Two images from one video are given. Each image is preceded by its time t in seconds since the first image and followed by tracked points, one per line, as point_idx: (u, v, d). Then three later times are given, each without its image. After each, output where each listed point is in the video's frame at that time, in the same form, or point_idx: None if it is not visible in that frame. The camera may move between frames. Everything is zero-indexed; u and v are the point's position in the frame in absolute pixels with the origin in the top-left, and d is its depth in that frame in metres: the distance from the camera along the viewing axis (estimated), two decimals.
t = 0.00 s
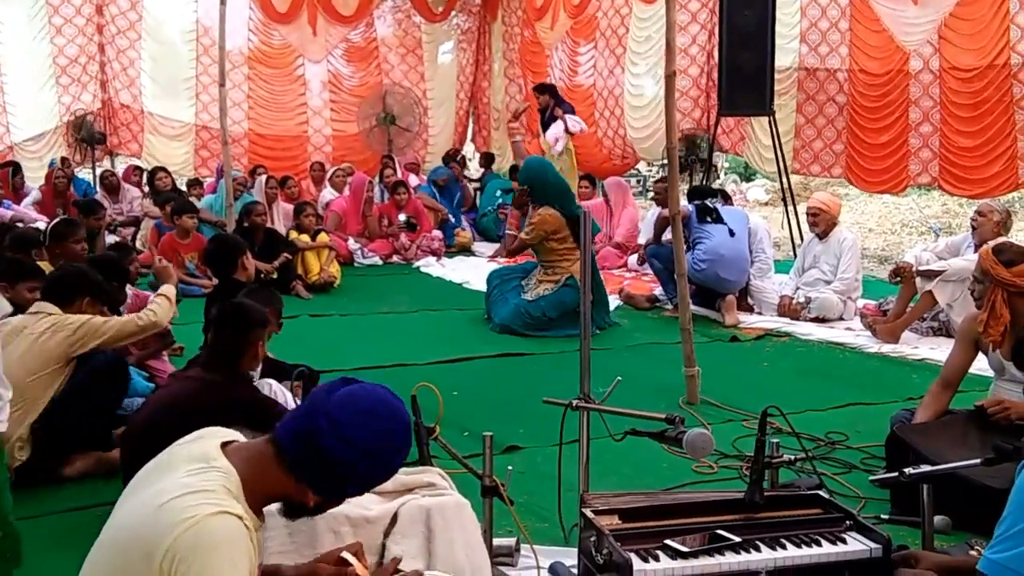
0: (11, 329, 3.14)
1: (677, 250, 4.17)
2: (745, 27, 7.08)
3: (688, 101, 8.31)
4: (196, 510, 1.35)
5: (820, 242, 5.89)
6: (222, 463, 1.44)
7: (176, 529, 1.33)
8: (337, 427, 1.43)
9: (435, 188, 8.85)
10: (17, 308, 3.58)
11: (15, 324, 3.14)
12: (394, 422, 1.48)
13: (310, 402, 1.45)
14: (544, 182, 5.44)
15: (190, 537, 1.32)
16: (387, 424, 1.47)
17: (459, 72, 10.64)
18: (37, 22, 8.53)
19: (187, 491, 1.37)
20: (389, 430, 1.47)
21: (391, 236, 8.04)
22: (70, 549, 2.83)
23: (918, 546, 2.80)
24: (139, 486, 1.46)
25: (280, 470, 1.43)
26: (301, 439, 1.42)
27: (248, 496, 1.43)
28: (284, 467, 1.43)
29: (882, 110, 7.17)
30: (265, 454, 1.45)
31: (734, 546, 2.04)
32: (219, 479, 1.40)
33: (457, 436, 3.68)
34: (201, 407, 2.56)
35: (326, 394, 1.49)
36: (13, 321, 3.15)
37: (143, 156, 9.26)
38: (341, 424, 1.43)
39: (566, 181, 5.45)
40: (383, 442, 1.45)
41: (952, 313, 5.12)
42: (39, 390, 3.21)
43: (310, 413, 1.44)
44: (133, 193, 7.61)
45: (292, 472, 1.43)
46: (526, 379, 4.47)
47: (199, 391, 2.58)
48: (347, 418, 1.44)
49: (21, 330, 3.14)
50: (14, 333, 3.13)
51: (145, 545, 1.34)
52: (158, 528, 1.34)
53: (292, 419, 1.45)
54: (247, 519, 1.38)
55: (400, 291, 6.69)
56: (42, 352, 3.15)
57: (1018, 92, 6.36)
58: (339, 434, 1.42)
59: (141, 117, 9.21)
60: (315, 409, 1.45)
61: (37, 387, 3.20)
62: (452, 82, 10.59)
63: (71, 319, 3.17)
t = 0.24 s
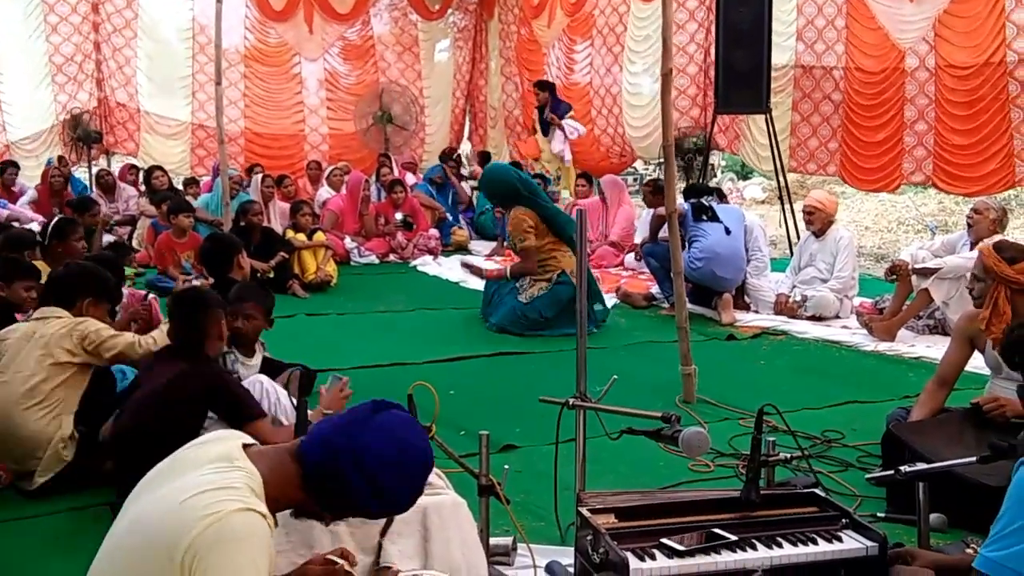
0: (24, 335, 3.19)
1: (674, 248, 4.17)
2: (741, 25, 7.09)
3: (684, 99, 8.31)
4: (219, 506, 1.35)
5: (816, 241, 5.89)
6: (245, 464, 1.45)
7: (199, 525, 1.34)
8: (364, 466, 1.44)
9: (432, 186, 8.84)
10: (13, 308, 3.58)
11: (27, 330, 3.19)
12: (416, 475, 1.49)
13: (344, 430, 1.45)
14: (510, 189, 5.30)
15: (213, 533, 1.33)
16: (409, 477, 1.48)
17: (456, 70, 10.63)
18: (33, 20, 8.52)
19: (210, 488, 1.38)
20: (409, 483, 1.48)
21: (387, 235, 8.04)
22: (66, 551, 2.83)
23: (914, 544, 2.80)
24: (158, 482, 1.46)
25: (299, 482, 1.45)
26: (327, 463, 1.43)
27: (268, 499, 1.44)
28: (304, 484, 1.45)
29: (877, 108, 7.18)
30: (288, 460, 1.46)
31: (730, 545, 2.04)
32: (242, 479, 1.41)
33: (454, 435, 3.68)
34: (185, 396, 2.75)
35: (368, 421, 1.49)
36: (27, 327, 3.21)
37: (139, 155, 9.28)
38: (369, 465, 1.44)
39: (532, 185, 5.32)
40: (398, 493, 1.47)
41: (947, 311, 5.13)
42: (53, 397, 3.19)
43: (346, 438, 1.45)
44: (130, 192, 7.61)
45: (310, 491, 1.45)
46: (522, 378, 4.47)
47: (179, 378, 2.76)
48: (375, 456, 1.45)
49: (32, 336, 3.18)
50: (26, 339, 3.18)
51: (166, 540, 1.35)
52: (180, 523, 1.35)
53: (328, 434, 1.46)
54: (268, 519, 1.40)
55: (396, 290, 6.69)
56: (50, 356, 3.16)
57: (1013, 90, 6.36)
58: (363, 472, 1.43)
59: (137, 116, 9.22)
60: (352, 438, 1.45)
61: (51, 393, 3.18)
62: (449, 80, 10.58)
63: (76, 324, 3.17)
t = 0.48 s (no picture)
0: (11, 341, 3.12)
1: (669, 243, 4.17)
2: (736, 20, 7.08)
3: (678, 95, 8.31)
4: (240, 508, 1.34)
5: (811, 235, 5.90)
6: (266, 466, 1.44)
7: (220, 526, 1.32)
8: (382, 480, 1.44)
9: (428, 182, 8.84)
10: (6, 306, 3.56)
11: (16, 335, 3.13)
12: (434, 491, 1.49)
13: (364, 441, 1.46)
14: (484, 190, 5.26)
15: (235, 536, 1.32)
16: (427, 492, 1.48)
17: (450, 67, 10.62)
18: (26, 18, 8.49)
19: (234, 488, 1.36)
20: (427, 498, 1.48)
21: (382, 231, 8.04)
22: (60, 550, 2.82)
23: (908, 536, 2.81)
24: (173, 478, 1.44)
25: (318, 488, 1.46)
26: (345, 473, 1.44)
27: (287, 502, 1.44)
28: (324, 490, 1.46)
29: (871, 103, 7.19)
30: (309, 464, 1.47)
31: (726, 538, 2.05)
32: (264, 481, 1.40)
33: (450, 431, 3.69)
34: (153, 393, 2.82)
35: (390, 432, 1.48)
36: (17, 331, 3.15)
37: (133, 153, 9.23)
38: (388, 479, 1.44)
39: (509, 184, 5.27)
40: (414, 508, 1.47)
41: (941, 304, 5.15)
42: (42, 409, 3.15)
43: (366, 449, 1.45)
44: (123, 190, 7.58)
45: (328, 497, 1.46)
46: (517, 373, 4.48)
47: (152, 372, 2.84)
48: (394, 469, 1.44)
49: (20, 344, 3.11)
50: (13, 345, 3.11)
51: (184, 539, 1.33)
52: (200, 523, 1.33)
53: (349, 444, 1.46)
54: (288, 522, 1.39)
55: (391, 287, 6.69)
56: (39, 367, 3.10)
57: (1006, 84, 6.38)
58: (382, 485, 1.44)
59: (131, 114, 9.17)
60: (373, 450, 1.45)
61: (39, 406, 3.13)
62: (443, 77, 10.59)
63: (67, 336, 3.11)
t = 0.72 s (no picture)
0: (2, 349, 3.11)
1: (671, 249, 4.17)
2: (739, 25, 7.10)
3: (681, 100, 8.32)
4: (258, 512, 1.35)
5: (813, 241, 5.90)
6: (283, 472, 1.45)
7: (237, 530, 1.33)
8: (397, 492, 1.45)
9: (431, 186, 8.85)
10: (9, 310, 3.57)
11: (7, 341, 3.11)
12: (447, 503, 1.50)
13: (380, 453, 1.47)
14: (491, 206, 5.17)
15: (252, 539, 1.33)
16: (441, 504, 1.49)
17: (453, 72, 10.64)
18: (30, 21, 8.51)
19: (250, 492, 1.37)
20: (440, 510, 1.49)
21: (385, 236, 8.05)
22: (62, 554, 2.82)
23: (910, 543, 2.81)
24: (187, 481, 1.44)
25: (332, 499, 1.46)
26: (361, 484, 1.45)
27: (302, 511, 1.45)
28: (338, 501, 1.46)
29: (872, 109, 7.19)
30: (324, 473, 1.48)
31: (727, 545, 2.05)
32: (280, 486, 1.41)
33: (451, 436, 3.69)
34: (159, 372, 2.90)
35: (406, 443, 1.50)
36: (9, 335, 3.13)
37: (137, 156, 9.24)
38: (403, 491, 1.45)
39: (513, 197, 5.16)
40: (428, 520, 1.48)
41: (944, 311, 5.15)
42: (37, 417, 3.15)
43: (382, 460, 1.46)
44: (126, 193, 7.59)
45: (343, 509, 1.46)
46: (519, 379, 4.48)
47: (160, 369, 2.90)
48: (409, 481, 1.46)
49: (10, 352, 3.09)
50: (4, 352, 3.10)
51: (200, 542, 1.34)
52: (216, 527, 1.34)
53: (366, 454, 1.47)
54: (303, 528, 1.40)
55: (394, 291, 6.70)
56: (32, 375, 3.09)
57: (1008, 91, 6.37)
58: (396, 497, 1.45)
59: (135, 118, 9.19)
60: (388, 461, 1.47)
61: (32, 416, 3.13)
62: (446, 82, 10.60)
63: (57, 342, 3.08)
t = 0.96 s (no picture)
0: (20, 340, 3.12)
1: (673, 246, 4.17)
2: (741, 22, 7.09)
3: (683, 96, 8.31)
4: (265, 508, 1.35)
5: (816, 238, 5.89)
6: (290, 468, 1.45)
7: (244, 526, 1.33)
8: (405, 480, 1.45)
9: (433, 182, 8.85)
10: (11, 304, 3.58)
11: (26, 332, 3.13)
12: (455, 490, 1.51)
13: (387, 443, 1.47)
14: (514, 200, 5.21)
15: (259, 535, 1.33)
16: (449, 492, 1.49)
17: (455, 68, 10.64)
18: (32, 17, 8.51)
19: (258, 488, 1.37)
20: (448, 498, 1.50)
21: (387, 232, 8.05)
22: (62, 547, 2.82)
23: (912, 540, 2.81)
24: (195, 476, 1.45)
25: (339, 492, 1.46)
26: (367, 475, 1.45)
27: (309, 504, 1.44)
28: (345, 494, 1.46)
29: (873, 105, 7.18)
30: (330, 468, 1.48)
31: (729, 541, 2.05)
32: (287, 482, 1.41)
33: (453, 432, 3.69)
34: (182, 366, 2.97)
35: (410, 433, 1.50)
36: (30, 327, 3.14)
37: (138, 152, 9.26)
38: (411, 479, 1.46)
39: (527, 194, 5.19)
40: (436, 509, 1.49)
41: (946, 308, 5.15)
42: (47, 409, 3.16)
43: (388, 450, 1.47)
44: (128, 189, 7.59)
45: (350, 502, 1.47)
46: (521, 374, 4.48)
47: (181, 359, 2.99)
48: (416, 470, 1.46)
49: (28, 343, 3.11)
50: (22, 343, 3.11)
51: (207, 537, 1.34)
52: (224, 522, 1.34)
53: (371, 445, 1.48)
54: (310, 525, 1.39)
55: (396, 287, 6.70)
56: (47, 367, 3.10)
57: (1010, 87, 6.35)
58: (404, 488, 1.45)
59: (136, 113, 9.21)
60: (395, 451, 1.47)
61: (43, 407, 3.14)
62: (448, 78, 10.59)
63: (75, 334, 3.08)
